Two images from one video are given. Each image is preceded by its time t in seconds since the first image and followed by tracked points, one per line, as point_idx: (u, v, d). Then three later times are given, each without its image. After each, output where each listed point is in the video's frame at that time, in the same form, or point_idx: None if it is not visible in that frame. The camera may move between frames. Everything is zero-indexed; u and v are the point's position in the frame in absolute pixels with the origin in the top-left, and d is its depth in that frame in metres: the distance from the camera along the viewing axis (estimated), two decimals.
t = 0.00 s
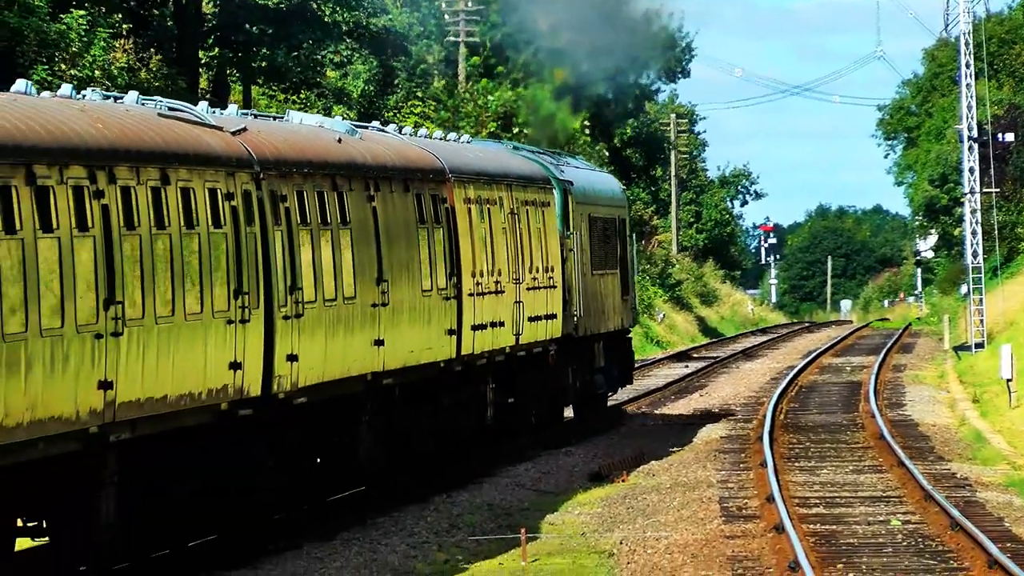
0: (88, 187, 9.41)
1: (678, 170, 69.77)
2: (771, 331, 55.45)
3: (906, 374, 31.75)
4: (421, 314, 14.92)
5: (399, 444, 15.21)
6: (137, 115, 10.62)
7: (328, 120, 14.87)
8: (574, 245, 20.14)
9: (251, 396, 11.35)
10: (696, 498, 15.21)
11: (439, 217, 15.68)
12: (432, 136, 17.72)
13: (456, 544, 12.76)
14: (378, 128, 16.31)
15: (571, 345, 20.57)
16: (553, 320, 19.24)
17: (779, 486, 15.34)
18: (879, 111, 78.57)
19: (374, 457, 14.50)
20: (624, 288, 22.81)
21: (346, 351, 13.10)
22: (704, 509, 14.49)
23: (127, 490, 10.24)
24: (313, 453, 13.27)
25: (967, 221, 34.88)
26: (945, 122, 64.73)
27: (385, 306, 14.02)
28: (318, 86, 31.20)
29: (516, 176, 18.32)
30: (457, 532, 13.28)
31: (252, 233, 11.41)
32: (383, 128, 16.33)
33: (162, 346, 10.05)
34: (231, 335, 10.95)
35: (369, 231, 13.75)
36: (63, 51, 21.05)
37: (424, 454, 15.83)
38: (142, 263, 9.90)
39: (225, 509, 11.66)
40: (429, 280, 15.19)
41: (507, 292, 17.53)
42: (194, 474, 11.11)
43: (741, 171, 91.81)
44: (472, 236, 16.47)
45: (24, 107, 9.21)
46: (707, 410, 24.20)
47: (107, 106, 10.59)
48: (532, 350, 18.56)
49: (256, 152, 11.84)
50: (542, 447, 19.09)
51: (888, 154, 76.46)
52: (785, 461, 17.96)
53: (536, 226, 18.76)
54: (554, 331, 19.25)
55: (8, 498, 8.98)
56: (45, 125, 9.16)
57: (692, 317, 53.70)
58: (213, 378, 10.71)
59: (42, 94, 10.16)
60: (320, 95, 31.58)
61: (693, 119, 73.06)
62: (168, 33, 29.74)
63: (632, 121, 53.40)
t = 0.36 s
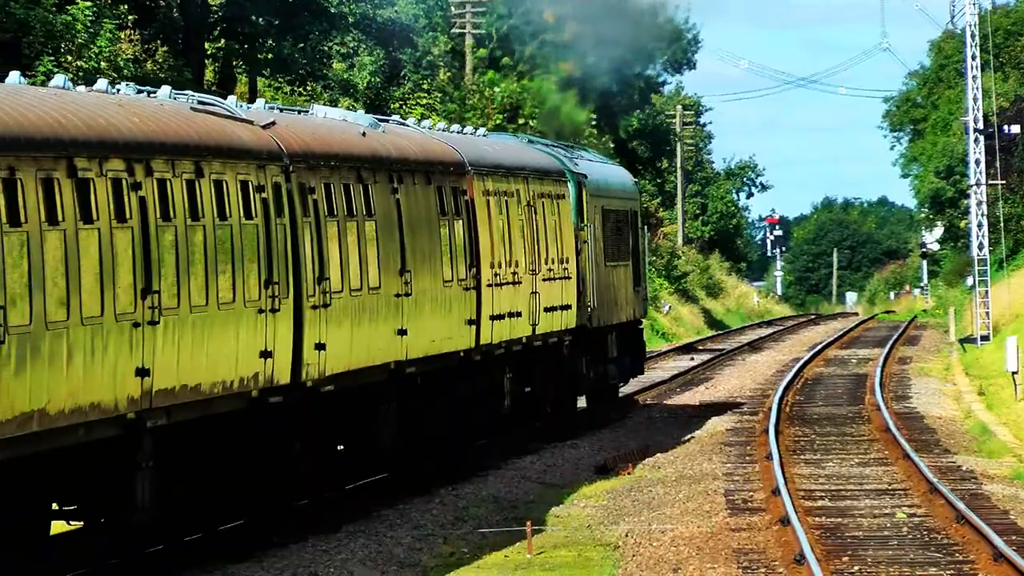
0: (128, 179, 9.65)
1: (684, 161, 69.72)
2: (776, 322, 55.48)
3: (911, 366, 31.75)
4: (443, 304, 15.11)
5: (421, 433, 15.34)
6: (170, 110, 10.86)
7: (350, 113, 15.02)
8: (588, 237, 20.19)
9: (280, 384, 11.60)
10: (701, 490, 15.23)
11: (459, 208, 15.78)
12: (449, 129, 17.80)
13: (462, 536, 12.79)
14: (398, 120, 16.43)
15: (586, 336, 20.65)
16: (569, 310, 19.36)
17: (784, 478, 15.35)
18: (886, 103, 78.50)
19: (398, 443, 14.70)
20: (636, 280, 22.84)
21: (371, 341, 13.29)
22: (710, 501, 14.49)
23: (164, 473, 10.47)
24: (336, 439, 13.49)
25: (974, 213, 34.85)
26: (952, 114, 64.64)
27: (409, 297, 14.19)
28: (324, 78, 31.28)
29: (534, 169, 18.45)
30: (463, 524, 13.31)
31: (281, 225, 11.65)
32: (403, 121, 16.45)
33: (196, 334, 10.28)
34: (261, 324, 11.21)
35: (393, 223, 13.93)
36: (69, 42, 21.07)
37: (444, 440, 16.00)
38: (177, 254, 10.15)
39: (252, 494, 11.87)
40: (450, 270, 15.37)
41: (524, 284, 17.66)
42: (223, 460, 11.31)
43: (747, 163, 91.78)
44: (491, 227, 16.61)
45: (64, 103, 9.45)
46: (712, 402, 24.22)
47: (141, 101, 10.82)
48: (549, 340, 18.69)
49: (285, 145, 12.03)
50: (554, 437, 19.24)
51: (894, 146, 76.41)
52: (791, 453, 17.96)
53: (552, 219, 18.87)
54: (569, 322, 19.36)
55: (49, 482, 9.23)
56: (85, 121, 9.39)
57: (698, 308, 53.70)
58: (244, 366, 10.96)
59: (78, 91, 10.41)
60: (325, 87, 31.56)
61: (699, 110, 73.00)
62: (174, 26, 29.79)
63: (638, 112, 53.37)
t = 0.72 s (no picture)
0: (160, 180, 9.98)
1: (685, 162, 69.75)
2: (777, 323, 55.51)
3: (912, 367, 31.80)
4: (459, 301, 15.42)
5: (437, 429, 15.52)
6: (199, 111, 11.21)
7: (369, 115, 15.34)
8: (597, 237, 20.31)
9: (305, 379, 11.92)
10: (702, 490, 15.24)
11: (475, 208, 16.15)
12: (460, 131, 17.96)
13: (462, 536, 12.79)
14: (413, 122, 16.69)
15: (595, 335, 20.78)
16: (579, 309, 19.52)
17: (785, 479, 15.36)
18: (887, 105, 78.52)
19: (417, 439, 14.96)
20: (643, 280, 22.89)
21: (391, 339, 13.61)
22: (710, 502, 14.50)
23: (193, 467, 10.77)
24: (356, 434, 13.79)
25: (975, 214, 34.85)
26: (953, 116, 64.68)
27: (426, 295, 14.51)
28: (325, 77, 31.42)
29: (546, 170, 18.70)
30: (464, 524, 13.31)
31: (306, 224, 11.99)
32: (418, 122, 16.70)
33: (226, 331, 10.59)
34: (287, 320, 11.55)
35: (411, 223, 14.27)
36: (71, 41, 21.06)
37: (459, 436, 16.25)
38: (207, 251, 10.46)
39: (272, 488, 12.13)
40: (466, 269, 15.68)
41: (536, 283, 17.92)
42: (249, 453, 11.59)
43: (748, 163, 91.80)
44: (505, 227, 16.91)
45: (99, 106, 9.83)
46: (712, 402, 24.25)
47: (171, 103, 11.17)
48: (559, 338, 18.88)
49: (310, 147, 12.40)
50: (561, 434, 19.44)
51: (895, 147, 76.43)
52: (792, 454, 17.96)
53: (563, 219, 19.07)
54: (579, 321, 19.51)
55: (92, 473, 9.56)
56: (118, 123, 9.74)
57: (698, 308, 53.72)
58: (271, 363, 11.29)
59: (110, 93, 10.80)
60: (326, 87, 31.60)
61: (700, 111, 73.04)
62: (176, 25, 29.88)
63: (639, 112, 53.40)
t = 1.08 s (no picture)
0: (188, 184, 10.49)
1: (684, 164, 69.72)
2: (776, 325, 55.45)
3: (911, 369, 31.81)
4: (473, 301, 15.77)
5: (449, 429, 15.85)
6: (223, 117, 11.73)
7: (384, 119, 15.69)
8: (604, 240, 20.35)
9: (325, 377, 12.41)
10: (701, 493, 15.24)
11: (487, 211, 16.41)
12: (468, 134, 17.98)
13: (461, 539, 12.78)
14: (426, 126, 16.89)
15: (602, 336, 20.82)
16: (586, 311, 19.54)
17: (783, 481, 15.36)
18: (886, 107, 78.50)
19: (431, 437, 15.30)
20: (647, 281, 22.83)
21: (407, 339, 14.05)
22: (709, 504, 14.48)
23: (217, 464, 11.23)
24: (372, 432, 14.13)
25: (974, 216, 34.82)
26: (952, 118, 64.67)
27: (441, 295, 14.89)
28: (324, 79, 31.45)
29: (555, 173, 18.83)
30: (463, 527, 13.29)
31: (327, 226, 12.46)
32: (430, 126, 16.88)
33: (250, 331, 11.09)
34: (309, 321, 12.02)
35: (427, 225, 14.68)
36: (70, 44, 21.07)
37: (472, 434, 16.58)
38: (233, 252, 10.95)
39: (288, 486, 12.53)
40: (480, 269, 16.01)
41: (546, 284, 18.08)
42: (270, 451, 12.07)
43: (747, 166, 91.74)
44: (517, 228, 17.16)
45: (129, 111, 10.38)
46: (712, 404, 24.26)
47: (197, 108, 11.71)
48: (569, 337, 18.99)
49: (331, 152, 12.85)
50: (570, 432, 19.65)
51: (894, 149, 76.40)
52: (791, 456, 17.96)
53: (570, 221, 19.12)
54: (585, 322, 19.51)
55: (118, 469, 9.91)
56: (148, 128, 10.25)
57: (697, 311, 53.68)
58: (293, 363, 11.77)
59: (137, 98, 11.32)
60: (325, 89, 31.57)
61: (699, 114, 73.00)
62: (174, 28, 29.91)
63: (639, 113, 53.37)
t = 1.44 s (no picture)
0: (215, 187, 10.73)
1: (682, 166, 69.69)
2: (775, 328, 55.35)
3: (910, 371, 31.78)
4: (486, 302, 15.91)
5: (462, 428, 16.03)
6: (246, 122, 11.96)
7: (397, 124, 15.72)
8: (610, 242, 20.36)
9: (345, 376, 12.63)
10: (700, 495, 15.23)
11: (498, 214, 16.44)
12: (476, 138, 18.01)
13: (460, 540, 12.78)
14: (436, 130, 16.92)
15: (608, 338, 20.93)
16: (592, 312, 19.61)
17: (782, 483, 15.36)
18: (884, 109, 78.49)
19: (443, 436, 15.47)
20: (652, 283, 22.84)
21: (423, 339, 14.20)
22: (708, 507, 14.47)
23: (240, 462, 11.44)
24: (387, 431, 14.29)
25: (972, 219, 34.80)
26: (951, 120, 64.65)
27: (454, 296, 15.00)
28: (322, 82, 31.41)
29: (563, 177, 18.84)
30: (462, 529, 13.28)
31: (347, 228, 12.66)
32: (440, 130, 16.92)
33: (273, 331, 11.31)
34: (330, 320, 12.24)
35: (441, 227, 14.80)
36: (68, 47, 21.13)
37: (484, 433, 16.74)
38: (258, 252, 11.18)
39: (306, 484, 12.71)
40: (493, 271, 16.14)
41: (554, 286, 18.09)
42: (288, 449, 12.30)
43: (746, 169, 91.68)
44: (527, 231, 17.25)
45: (157, 117, 10.64)
46: (710, 407, 24.24)
47: (220, 113, 11.93)
48: (575, 338, 19.03)
49: (348, 156, 13.01)
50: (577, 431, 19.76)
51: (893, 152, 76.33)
52: (789, 458, 17.97)
53: (579, 224, 19.17)
54: (591, 324, 19.57)
55: (143, 465, 10.13)
56: (176, 134, 10.50)
57: (696, 314, 53.63)
58: (314, 361, 11.98)
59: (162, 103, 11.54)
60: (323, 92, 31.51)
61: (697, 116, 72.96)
62: (172, 32, 29.88)
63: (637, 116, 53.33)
